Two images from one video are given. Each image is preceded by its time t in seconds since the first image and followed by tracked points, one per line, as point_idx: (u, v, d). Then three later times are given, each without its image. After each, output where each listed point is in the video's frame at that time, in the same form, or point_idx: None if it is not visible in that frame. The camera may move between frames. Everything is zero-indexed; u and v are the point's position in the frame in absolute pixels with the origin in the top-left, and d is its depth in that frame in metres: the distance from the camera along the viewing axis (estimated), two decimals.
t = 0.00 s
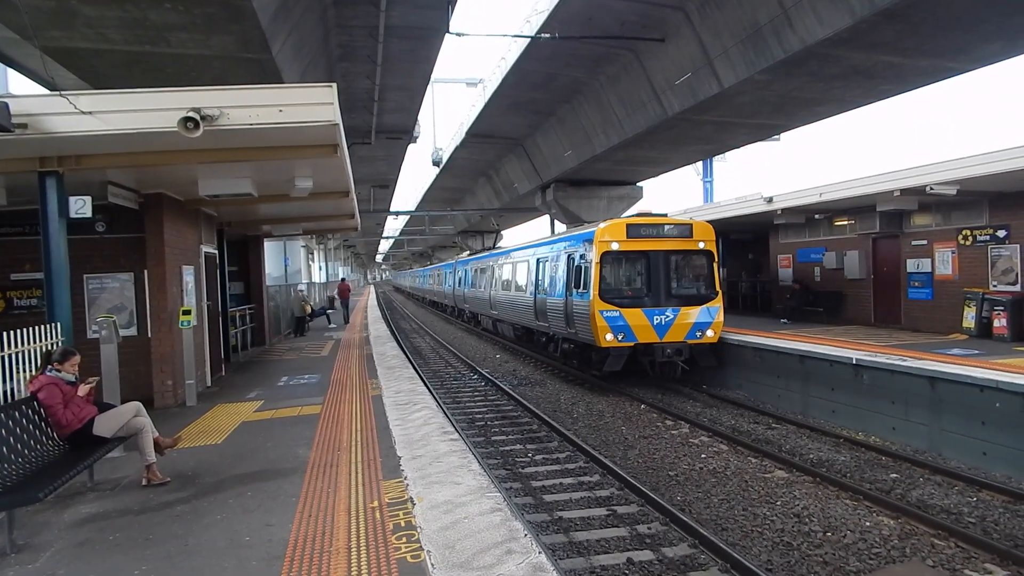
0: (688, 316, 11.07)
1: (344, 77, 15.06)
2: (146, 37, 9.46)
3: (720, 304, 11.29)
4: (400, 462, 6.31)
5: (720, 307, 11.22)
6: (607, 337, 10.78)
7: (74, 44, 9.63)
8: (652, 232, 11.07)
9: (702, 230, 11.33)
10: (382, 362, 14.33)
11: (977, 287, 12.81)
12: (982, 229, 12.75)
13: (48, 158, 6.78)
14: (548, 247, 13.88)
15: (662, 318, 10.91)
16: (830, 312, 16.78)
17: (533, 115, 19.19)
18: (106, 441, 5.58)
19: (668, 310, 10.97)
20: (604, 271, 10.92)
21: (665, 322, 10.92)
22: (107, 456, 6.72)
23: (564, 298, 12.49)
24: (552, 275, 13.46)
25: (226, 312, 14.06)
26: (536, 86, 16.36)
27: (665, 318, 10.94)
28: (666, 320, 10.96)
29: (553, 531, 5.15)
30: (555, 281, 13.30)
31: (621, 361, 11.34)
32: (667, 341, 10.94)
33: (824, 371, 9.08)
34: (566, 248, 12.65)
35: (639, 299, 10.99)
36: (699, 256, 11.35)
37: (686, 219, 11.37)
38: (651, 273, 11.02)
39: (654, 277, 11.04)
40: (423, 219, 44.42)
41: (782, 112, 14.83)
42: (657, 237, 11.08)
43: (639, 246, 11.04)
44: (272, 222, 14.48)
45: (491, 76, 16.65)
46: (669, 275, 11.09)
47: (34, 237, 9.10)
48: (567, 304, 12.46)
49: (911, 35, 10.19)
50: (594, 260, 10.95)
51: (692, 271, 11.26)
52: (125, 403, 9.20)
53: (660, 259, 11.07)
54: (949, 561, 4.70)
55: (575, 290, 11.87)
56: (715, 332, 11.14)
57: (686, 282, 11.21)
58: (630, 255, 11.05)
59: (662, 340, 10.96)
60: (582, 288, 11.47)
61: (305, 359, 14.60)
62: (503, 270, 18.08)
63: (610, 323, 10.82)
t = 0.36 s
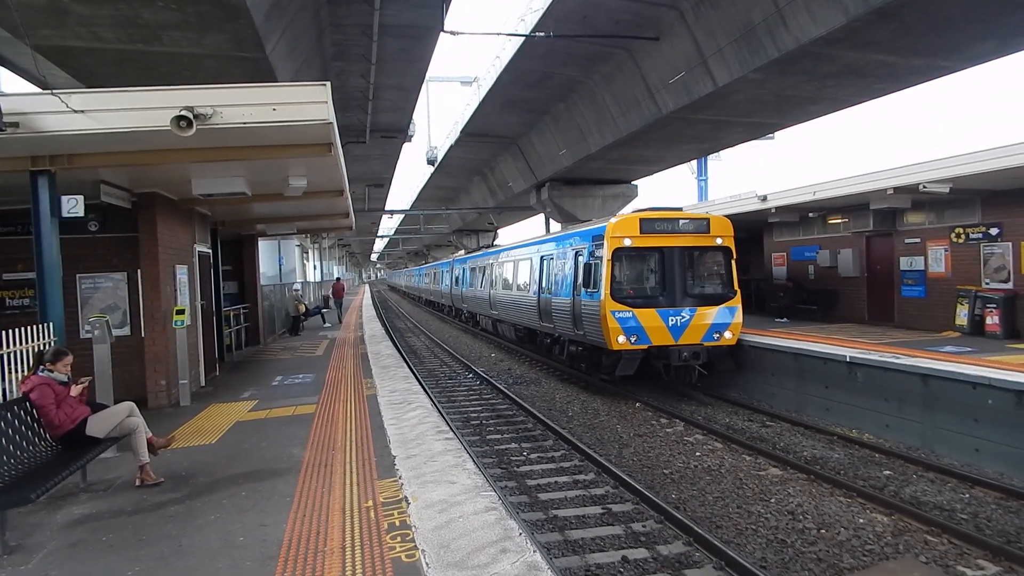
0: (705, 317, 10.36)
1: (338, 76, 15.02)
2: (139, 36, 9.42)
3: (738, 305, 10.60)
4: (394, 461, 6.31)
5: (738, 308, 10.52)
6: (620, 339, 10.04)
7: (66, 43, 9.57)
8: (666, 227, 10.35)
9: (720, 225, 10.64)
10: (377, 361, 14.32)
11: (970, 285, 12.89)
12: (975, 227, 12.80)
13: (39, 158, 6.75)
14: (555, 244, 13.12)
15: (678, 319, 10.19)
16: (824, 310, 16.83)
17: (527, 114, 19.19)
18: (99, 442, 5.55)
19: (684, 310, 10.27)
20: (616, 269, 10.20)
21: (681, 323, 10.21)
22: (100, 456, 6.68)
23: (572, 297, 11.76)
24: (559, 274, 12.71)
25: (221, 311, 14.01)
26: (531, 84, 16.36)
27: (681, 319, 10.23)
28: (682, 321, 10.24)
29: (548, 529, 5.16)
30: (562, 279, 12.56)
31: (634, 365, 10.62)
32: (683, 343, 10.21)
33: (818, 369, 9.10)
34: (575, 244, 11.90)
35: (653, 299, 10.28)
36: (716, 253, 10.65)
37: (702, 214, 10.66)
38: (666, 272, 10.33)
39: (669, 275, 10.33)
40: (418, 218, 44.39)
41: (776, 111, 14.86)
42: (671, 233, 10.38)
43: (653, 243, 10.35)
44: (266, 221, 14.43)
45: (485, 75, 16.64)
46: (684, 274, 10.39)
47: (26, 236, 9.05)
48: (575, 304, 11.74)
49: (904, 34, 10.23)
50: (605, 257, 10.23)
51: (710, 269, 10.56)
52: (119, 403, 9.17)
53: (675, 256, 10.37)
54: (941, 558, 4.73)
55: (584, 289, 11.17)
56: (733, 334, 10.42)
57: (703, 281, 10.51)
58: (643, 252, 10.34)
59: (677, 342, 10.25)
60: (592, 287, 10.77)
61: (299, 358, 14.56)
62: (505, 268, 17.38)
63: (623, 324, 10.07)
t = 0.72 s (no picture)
0: (726, 316, 9.63)
1: (334, 73, 14.97)
2: (133, 32, 9.37)
3: (761, 304, 9.87)
4: (391, 458, 6.30)
5: (761, 306, 9.80)
6: (635, 340, 9.33)
7: (60, 39, 9.52)
8: (684, 220, 9.60)
9: (741, 218, 9.88)
10: (374, 358, 14.29)
11: (966, 281, 12.94)
12: (970, 224, 12.84)
13: (33, 154, 6.71)
14: (563, 239, 12.35)
15: (697, 318, 9.49)
16: (821, 307, 16.86)
17: (524, 111, 19.15)
18: (94, 439, 5.54)
19: (704, 310, 9.57)
20: (631, 265, 9.49)
21: (700, 322, 9.50)
22: (95, 454, 6.66)
23: (583, 295, 11.01)
24: (568, 271, 11.95)
25: (216, 309, 13.97)
26: (527, 81, 16.32)
27: (700, 318, 9.52)
28: (702, 321, 9.53)
29: (545, 526, 5.17)
30: (571, 276, 11.83)
31: (650, 369, 9.91)
32: (702, 344, 9.49)
33: (814, 366, 9.11)
34: (585, 239, 11.13)
35: (671, 298, 9.57)
36: (737, 248, 9.90)
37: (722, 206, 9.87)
38: (684, 268, 9.59)
39: (688, 272, 9.59)
40: (415, 215, 44.37)
41: (773, 108, 14.86)
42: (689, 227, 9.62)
43: (670, 237, 9.60)
44: (262, 218, 14.38)
45: (481, 72, 16.60)
46: (703, 271, 9.66)
47: (20, 233, 9.01)
48: (585, 302, 11.05)
49: (900, 31, 10.23)
50: (619, 252, 9.50)
51: (731, 265, 9.83)
52: (115, 400, 9.14)
53: (694, 252, 9.62)
54: (937, 553, 4.74)
55: (595, 287, 10.47)
56: (756, 334, 9.69)
57: (724, 278, 9.78)
58: (659, 247, 9.61)
59: (696, 343, 9.55)
60: (604, 285, 10.07)
61: (295, 356, 14.53)
62: (508, 265, 16.73)
63: (638, 324, 9.36)
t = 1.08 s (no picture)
0: (749, 317, 9.06)
1: (331, 70, 14.94)
2: (130, 29, 9.34)
3: (786, 304, 9.29)
4: (388, 456, 6.29)
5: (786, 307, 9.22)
6: (653, 343, 8.75)
7: (56, 36, 9.48)
8: (705, 215, 8.98)
9: (765, 212, 9.27)
10: (371, 356, 14.26)
11: (963, 279, 12.97)
12: (967, 222, 12.86)
13: (29, 151, 6.67)
14: (573, 236, 11.73)
15: (719, 319, 8.92)
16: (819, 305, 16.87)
17: (521, 108, 19.13)
18: (90, 437, 5.52)
19: (727, 310, 8.99)
20: (648, 263, 8.89)
21: (722, 323, 8.93)
22: (91, 453, 6.64)
23: (594, 294, 10.41)
24: (578, 269, 11.33)
25: (213, 306, 13.95)
26: (525, 79, 16.30)
27: (722, 320, 8.94)
28: (725, 321, 8.95)
29: (543, 524, 5.16)
30: (580, 274, 11.28)
31: (669, 373, 9.34)
32: (724, 346, 8.92)
33: (812, 364, 9.11)
34: (597, 235, 10.52)
35: (690, 297, 9.00)
36: (761, 244, 9.31)
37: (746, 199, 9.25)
38: (705, 266, 9.00)
39: (709, 269, 9.00)
40: (412, 214, 44.37)
41: (771, 105, 14.86)
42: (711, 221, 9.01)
43: (690, 232, 8.98)
44: (259, 215, 14.36)
45: (479, 70, 16.58)
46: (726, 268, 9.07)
47: (16, 231, 8.97)
48: (597, 301, 10.48)
49: (897, 28, 10.23)
50: (635, 248, 8.91)
51: (754, 263, 9.25)
52: (112, 397, 9.12)
53: (716, 248, 9.02)
54: (933, 551, 4.75)
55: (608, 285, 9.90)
56: (781, 336, 9.13)
57: (746, 276, 9.21)
58: (678, 243, 9.02)
59: (718, 346, 8.98)
60: (619, 284, 9.50)
61: (292, 354, 14.51)
62: (512, 262, 16.32)
63: (656, 325, 8.79)
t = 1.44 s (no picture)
0: (768, 326, 8.58)
1: (325, 72, 14.92)
2: (123, 28, 9.29)
3: (806, 313, 8.82)
4: (379, 459, 6.27)
5: (806, 316, 8.76)
6: (667, 352, 8.23)
7: (48, 34, 9.42)
8: (722, 216, 8.50)
9: (786, 214, 8.79)
10: (362, 358, 14.21)
11: (952, 285, 13.09)
12: (956, 228, 12.95)
13: (20, 150, 6.62)
14: (579, 239, 11.16)
15: (736, 327, 8.43)
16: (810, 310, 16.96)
17: (515, 112, 19.16)
18: (79, 439, 5.49)
19: (745, 318, 8.52)
20: (663, 266, 8.38)
21: (739, 331, 8.45)
22: (79, 454, 6.59)
23: (602, 299, 9.85)
24: (585, 273, 10.77)
25: (204, 308, 13.89)
26: (519, 82, 16.32)
27: (739, 328, 8.46)
28: (742, 330, 8.47)
29: (533, 528, 5.16)
30: (585, 278, 10.74)
31: (683, 385, 8.79)
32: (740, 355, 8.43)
33: (804, 369, 9.14)
34: (607, 237, 9.95)
35: (707, 303, 8.50)
36: (780, 248, 8.83)
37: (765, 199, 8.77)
38: (723, 271, 8.51)
39: (727, 274, 8.52)
40: (406, 216, 44.35)
41: (764, 111, 14.93)
42: (728, 223, 8.52)
43: (707, 234, 8.49)
44: (251, 217, 14.31)
45: (474, 73, 16.59)
46: (745, 273, 8.59)
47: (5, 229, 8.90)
48: (604, 307, 9.91)
49: (889, 35, 10.31)
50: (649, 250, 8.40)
51: (774, 268, 8.78)
52: (101, 399, 9.05)
53: (734, 251, 8.54)
54: (922, 556, 4.77)
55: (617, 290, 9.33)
56: (800, 346, 8.64)
57: (765, 282, 8.74)
58: (694, 246, 8.52)
59: (735, 356, 8.47)
60: (630, 288, 8.96)
61: (284, 355, 14.46)
62: (511, 266, 15.96)
63: (671, 332, 8.27)
